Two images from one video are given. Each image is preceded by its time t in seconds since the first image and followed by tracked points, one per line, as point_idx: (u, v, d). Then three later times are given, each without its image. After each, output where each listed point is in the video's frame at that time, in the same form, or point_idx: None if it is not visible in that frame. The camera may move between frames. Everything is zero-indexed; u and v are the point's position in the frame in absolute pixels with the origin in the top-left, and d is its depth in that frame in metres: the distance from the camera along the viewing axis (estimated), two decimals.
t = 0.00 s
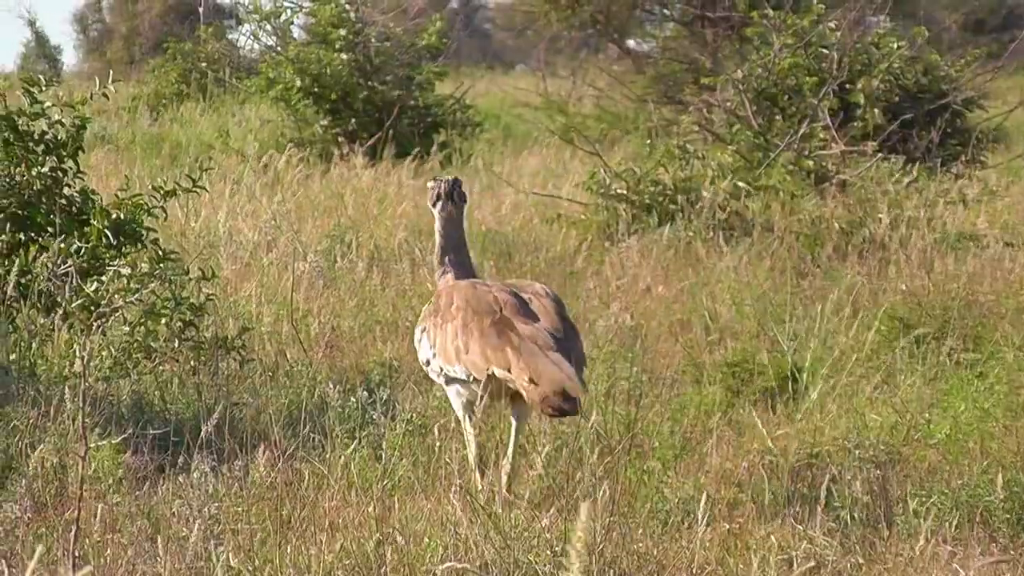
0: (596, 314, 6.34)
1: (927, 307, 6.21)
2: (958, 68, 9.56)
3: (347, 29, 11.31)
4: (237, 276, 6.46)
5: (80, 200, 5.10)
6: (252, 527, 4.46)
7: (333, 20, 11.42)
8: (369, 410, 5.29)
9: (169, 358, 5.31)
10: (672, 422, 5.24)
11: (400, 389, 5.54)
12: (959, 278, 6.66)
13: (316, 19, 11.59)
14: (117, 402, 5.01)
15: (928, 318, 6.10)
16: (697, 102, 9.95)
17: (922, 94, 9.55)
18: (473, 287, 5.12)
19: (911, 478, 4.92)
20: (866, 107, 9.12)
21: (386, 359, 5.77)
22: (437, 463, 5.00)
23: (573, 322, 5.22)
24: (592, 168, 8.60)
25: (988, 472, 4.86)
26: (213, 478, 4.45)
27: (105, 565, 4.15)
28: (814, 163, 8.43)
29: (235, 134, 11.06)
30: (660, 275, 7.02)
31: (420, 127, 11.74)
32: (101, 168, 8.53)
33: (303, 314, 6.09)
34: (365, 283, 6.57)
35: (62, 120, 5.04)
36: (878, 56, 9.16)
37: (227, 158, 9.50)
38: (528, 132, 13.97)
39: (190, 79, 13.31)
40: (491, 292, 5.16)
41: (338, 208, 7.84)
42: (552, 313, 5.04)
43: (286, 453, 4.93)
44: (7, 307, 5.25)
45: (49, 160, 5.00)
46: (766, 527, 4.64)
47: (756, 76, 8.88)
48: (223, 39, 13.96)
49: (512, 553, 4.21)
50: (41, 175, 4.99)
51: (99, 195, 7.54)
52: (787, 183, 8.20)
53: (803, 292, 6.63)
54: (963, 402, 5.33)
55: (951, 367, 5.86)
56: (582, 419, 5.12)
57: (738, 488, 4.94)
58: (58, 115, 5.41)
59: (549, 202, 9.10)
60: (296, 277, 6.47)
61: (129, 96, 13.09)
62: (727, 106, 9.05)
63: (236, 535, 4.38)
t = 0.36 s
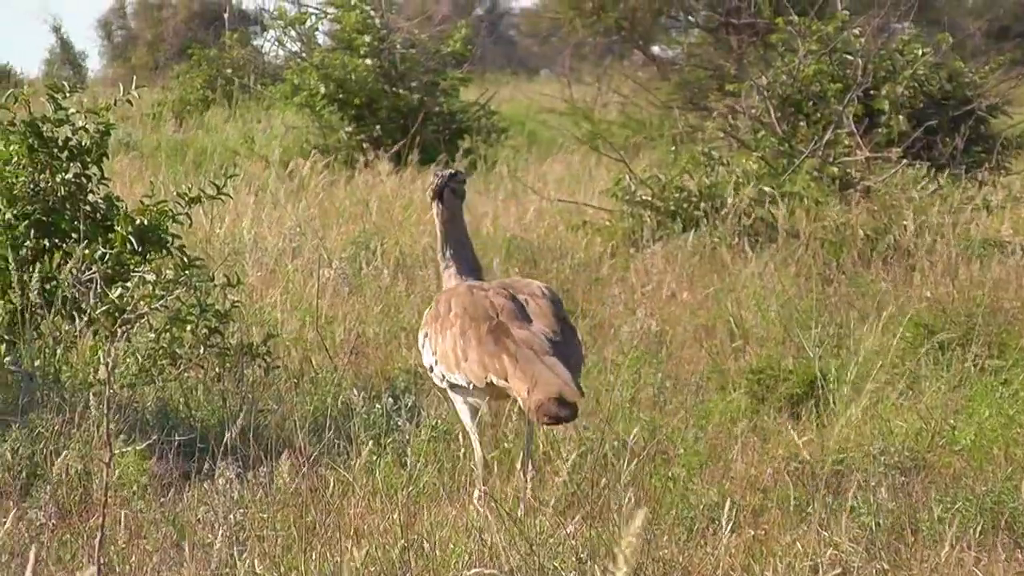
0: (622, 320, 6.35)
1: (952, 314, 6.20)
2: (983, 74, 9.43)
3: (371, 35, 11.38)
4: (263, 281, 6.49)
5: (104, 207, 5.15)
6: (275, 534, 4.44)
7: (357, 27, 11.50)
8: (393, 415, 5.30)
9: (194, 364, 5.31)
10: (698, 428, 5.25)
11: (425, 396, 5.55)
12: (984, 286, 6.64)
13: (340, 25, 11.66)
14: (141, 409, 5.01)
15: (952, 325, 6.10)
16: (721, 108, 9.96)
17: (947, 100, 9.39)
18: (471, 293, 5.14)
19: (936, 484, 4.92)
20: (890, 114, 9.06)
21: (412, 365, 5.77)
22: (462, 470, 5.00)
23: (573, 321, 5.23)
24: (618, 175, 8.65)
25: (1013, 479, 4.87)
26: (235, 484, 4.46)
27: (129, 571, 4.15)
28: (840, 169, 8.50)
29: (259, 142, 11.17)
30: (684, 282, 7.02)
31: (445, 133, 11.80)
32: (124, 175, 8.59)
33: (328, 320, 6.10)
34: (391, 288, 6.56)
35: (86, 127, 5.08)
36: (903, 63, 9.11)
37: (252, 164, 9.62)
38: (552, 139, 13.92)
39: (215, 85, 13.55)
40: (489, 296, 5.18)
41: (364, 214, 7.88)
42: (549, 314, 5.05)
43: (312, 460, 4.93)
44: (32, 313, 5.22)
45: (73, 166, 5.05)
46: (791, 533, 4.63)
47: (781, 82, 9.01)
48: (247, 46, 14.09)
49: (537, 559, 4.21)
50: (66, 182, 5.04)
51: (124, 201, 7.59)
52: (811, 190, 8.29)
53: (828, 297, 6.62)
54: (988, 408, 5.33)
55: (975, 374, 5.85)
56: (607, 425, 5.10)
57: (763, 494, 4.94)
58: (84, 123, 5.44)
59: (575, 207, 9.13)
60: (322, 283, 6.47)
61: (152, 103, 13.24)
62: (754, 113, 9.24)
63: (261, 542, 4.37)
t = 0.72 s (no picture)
0: (656, 326, 6.35)
1: (986, 320, 6.17)
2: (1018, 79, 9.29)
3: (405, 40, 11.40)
4: (296, 287, 6.53)
5: (138, 213, 5.21)
6: (309, 540, 4.43)
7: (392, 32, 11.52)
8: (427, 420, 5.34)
9: (228, 370, 5.35)
10: (731, 433, 5.25)
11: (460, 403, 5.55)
12: (1019, 291, 6.60)
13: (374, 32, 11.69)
14: (176, 413, 5.04)
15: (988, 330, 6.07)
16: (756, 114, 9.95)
17: (982, 105, 9.24)
18: (464, 290, 5.32)
19: (970, 490, 4.92)
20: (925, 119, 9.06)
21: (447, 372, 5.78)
22: (496, 475, 5.00)
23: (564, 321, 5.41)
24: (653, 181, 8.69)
25: None
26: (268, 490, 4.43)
27: None
28: (873, 175, 8.51)
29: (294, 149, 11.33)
30: (718, 287, 7.03)
31: (480, 139, 11.84)
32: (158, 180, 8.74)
33: (363, 325, 6.12)
34: (423, 292, 6.53)
35: (119, 133, 5.14)
36: (937, 68, 9.05)
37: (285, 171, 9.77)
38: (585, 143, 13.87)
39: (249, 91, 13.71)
40: (481, 294, 5.36)
41: (399, 219, 7.94)
42: (540, 314, 5.24)
43: (346, 466, 4.93)
44: (66, 318, 5.26)
45: (106, 172, 5.12)
46: (824, 539, 4.62)
47: (815, 88, 8.98)
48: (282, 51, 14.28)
49: (571, 565, 4.20)
50: (99, 187, 5.11)
51: (160, 207, 7.68)
52: (845, 196, 8.30)
53: (861, 303, 6.61)
54: (1021, 413, 5.31)
55: (1009, 379, 5.83)
56: (641, 430, 5.08)
57: (797, 501, 4.94)
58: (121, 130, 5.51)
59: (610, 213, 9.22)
60: (355, 288, 6.48)
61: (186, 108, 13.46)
62: (788, 118, 9.23)
63: (294, 548, 4.36)
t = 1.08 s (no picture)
0: (690, 334, 6.36)
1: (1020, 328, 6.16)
2: None
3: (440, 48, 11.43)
4: (330, 294, 6.57)
5: (172, 220, 5.20)
6: (343, 548, 4.43)
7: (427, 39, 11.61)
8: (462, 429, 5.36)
9: (262, 377, 5.34)
10: (765, 441, 5.23)
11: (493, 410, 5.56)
12: None
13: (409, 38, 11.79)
14: (210, 421, 5.04)
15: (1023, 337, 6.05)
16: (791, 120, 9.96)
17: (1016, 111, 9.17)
18: (464, 302, 5.32)
19: (1003, 497, 4.91)
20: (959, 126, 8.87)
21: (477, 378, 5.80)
22: (530, 483, 5.00)
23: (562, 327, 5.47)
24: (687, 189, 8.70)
25: None
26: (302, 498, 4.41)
27: None
28: (908, 182, 8.52)
29: (328, 156, 11.51)
30: (751, 295, 7.01)
31: (514, 147, 11.89)
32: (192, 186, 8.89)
33: (397, 332, 6.16)
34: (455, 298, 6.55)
35: (153, 140, 5.14)
36: (971, 75, 8.92)
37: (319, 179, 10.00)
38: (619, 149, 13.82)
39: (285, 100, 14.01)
40: (479, 304, 5.37)
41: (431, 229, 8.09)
42: (542, 323, 5.29)
43: (379, 473, 4.94)
44: (99, 325, 5.24)
45: (140, 179, 5.10)
46: (856, 547, 4.61)
47: (848, 95, 8.87)
48: (315, 60, 14.57)
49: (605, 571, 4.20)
50: (132, 194, 5.09)
51: (195, 214, 7.78)
52: (880, 203, 8.36)
53: (892, 309, 6.61)
54: None
55: None
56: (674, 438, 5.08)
57: (830, 508, 4.93)
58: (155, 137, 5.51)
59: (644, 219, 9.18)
60: (389, 297, 6.52)
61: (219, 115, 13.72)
62: (822, 125, 9.20)
63: (328, 555, 4.35)
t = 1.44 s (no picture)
0: (738, 339, 6.38)
1: None
2: None
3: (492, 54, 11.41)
4: (380, 300, 6.66)
5: (221, 226, 5.30)
6: (394, 555, 4.41)
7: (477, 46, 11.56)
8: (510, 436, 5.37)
9: (313, 384, 5.34)
10: (815, 447, 5.23)
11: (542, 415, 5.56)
12: None
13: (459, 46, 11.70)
14: (260, 427, 5.07)
15: None
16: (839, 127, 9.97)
17: None
18: (468, 306, 5.40)
19: None
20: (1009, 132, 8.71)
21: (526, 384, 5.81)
22: (579, 488, 4.99)
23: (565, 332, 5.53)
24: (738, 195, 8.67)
25: None
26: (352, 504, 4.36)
27: None
28: (957, 189, 8.42)
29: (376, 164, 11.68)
30: (801, 301, 7.01)
31: (564, 154, 11.74)
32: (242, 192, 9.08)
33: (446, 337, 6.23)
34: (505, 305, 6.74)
35: (202, 147, 5.26)
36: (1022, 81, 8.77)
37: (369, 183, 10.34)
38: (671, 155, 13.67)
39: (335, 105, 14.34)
40: (483, 309, 5.45)
41: (482, 239, 8.41)
42: (544, 328, 5.36)
43: (430, 478, 4.98)
44: (149, 331, 5.31)
45: (189, 185, 5.20)
46: (905, 553, 4.59)
47: (898, 101, 8.68)
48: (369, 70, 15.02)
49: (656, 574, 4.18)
50: (182, 200, 5.19)
51: (245, 221, 7.89)
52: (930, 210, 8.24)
53: (944, 314, 6.59)
54: None
55: None
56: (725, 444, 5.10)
57: (879, 513, 4.91)
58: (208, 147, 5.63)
59: (693, 227, 9.10)
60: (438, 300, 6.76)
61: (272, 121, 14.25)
62: (871, 132, 8.94)
63: (379, 560, 4.35)
